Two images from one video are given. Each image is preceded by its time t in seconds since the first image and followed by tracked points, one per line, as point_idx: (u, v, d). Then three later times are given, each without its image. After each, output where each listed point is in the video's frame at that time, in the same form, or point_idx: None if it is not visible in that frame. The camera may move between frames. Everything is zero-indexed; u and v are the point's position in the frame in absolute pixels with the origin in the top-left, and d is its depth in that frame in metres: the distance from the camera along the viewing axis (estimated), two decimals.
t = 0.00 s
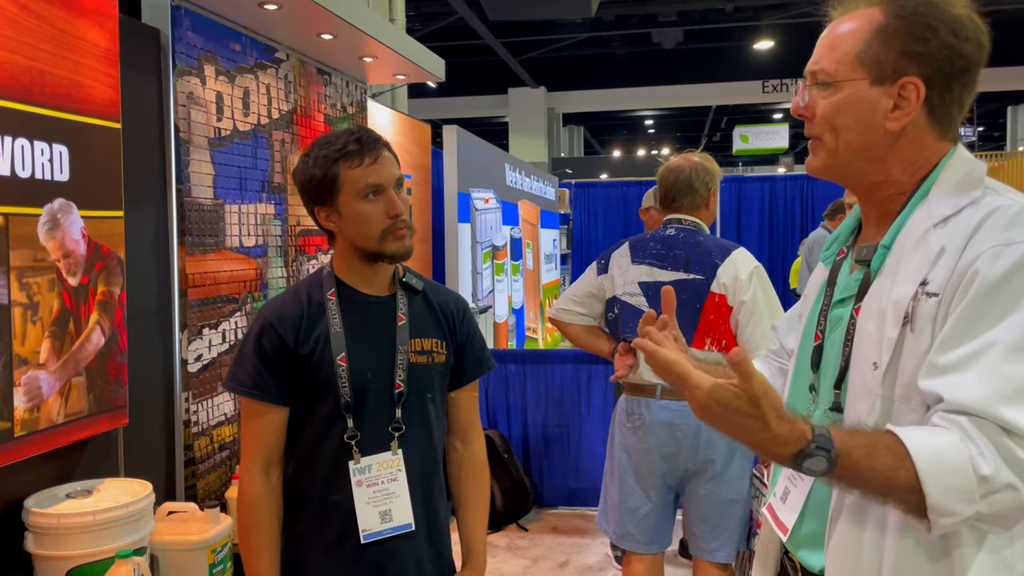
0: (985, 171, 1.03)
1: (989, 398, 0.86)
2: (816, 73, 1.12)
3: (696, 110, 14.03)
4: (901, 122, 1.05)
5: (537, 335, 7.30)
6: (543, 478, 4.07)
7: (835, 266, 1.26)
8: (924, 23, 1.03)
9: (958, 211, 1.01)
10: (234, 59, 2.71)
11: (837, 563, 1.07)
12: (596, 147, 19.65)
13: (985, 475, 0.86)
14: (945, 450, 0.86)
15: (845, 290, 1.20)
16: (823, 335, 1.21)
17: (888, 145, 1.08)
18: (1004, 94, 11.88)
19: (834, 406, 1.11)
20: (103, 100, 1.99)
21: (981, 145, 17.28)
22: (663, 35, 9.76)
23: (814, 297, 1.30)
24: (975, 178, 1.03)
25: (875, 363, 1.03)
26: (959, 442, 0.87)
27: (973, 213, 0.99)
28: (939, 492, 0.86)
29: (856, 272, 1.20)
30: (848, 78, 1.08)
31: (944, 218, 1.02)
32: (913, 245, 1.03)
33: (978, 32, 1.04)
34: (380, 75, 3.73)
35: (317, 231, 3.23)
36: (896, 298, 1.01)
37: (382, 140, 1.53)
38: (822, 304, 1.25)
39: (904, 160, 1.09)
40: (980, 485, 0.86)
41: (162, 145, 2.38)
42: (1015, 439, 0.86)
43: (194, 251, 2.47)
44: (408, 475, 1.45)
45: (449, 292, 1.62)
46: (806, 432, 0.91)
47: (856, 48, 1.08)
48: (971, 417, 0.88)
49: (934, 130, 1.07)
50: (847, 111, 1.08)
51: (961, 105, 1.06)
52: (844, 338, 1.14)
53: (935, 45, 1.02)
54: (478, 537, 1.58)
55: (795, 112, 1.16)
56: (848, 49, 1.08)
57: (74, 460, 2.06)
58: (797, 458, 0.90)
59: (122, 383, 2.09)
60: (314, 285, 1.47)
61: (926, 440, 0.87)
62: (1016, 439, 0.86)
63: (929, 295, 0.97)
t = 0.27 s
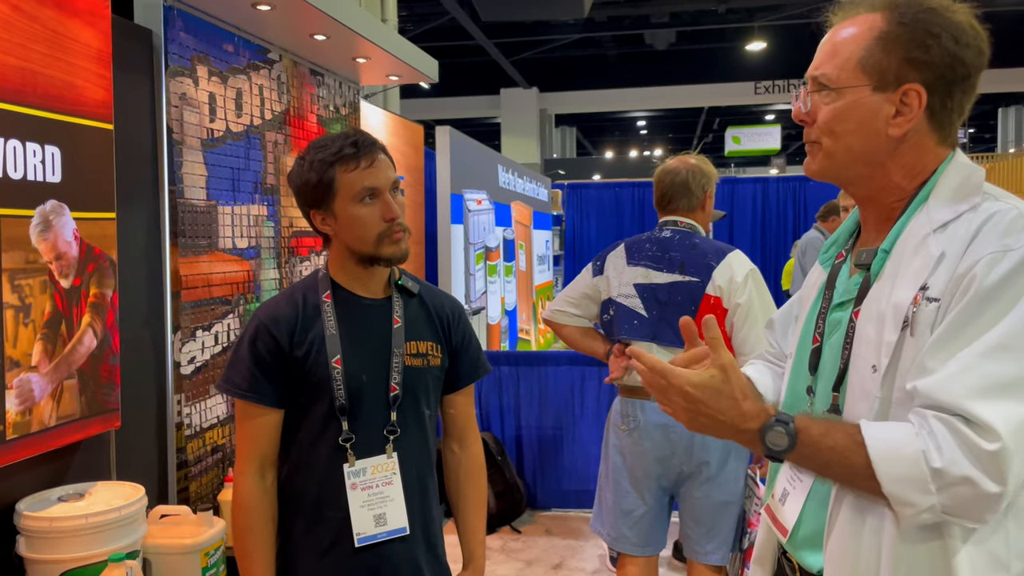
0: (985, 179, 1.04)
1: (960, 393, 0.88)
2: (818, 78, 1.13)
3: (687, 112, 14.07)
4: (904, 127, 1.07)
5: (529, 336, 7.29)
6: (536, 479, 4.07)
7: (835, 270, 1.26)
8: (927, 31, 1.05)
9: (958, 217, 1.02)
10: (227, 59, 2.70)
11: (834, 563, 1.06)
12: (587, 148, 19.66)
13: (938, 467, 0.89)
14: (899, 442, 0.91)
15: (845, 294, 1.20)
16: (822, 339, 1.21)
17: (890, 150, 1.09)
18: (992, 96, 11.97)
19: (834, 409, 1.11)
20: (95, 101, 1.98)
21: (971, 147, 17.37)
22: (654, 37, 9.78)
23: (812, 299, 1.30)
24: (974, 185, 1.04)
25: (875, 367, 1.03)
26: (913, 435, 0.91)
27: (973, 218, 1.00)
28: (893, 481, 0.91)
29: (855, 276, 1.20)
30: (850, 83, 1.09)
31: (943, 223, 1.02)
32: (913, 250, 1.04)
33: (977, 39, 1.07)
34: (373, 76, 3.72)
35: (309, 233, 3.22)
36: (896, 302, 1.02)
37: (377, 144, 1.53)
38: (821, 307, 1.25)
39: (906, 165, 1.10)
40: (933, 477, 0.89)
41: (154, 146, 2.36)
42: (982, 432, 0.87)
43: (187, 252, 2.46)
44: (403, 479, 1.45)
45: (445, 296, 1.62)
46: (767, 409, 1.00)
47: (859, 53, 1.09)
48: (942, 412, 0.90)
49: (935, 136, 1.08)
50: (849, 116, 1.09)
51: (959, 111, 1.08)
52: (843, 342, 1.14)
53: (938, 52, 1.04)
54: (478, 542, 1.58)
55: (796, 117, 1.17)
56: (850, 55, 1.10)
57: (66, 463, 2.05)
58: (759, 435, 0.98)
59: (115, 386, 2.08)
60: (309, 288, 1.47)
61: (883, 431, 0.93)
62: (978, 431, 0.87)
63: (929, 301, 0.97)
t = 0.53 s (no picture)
0: (976, 176, 1.05)
1: (930, 376, 0.90)
2: (820, 76, 1.13)
3: (683, 112, 14.10)
4: (903, 128, 1.08)
5: (526, 337, 7.30)
6: (534, 480, 4.07)
7: (832, 269, 1.27)
8: (928, 32, 1.06)
9: (950, 214, 1.02)
10: (225, 61, 2.70)
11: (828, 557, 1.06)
12: (584, 149, 19.66)
13: (897, 453, 0.93)
14: (866, 430, 0.96)
15: (841, 293, 1.20)
16: (818, 338, 1.21)
17: (890, 150, 1.10)
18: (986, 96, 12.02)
19: (829, 406, 1.11)
20: (94, 103, 1.98)
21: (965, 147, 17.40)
22: (650, 38, 9.80)
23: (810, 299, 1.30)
24: (967, 182, 1.05)
25: (867, 362, 1.04)
26: (880, 423, 0.96)
27: (962, 214, 1.01)
28: (861, 469, 0.96)
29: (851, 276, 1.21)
30: (850, 83, 1.10)
31: (936, 221, 1.03)
32: (905, 247, 1.05)
33: (977, 43, 1.08)
34: (370, 77, 3.73)
35: (307, 234, 3.22)
36: (887, 299, 1.03)
37: (378, 145, 1.53)
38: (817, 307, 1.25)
39: (903, 165, 1.11)
40: (895, 464, 0.94)
41: (153, 148, 2.37)
42: (944, 414, 0.89)
43: (185, 253, 2.46)
44: (404, 478, 1.45)
45: (444, 297, 1.63)
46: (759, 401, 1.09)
47: (861, 53, 1.10)
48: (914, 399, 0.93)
49: (934, 137, 1.09)
50: (849, 115, 1.10)
51: (958, 114, 1.09)
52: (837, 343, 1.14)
53: (940, 54, 1.05)
54: (475, 543, 1.58)
55: (795, 113, 1.18)
56: (852, 54, 1.10)
57: (66, 465, 2.05)
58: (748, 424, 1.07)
59: (114, 387, 2.08)
60: (310, 288, 1.48)
61: (855, 420, 0.98)
62: (943, 413, 0.89)
63: (921, 297, 0.98)
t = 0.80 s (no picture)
0: (968, 170, 1.05)
1: (914, 366, 0.91)
2: (813, 69, 1.14)
3: (685, 113, 14.10)
4: (891, 118, 1.08)
5: (529, 338, 7.30)
6: (537, 480, 4.07)
7: (827, 266, 1.26)
8: (917, 25, 1.06)
9: (941, 209, 1.02)
10: (227, 63, 2.71)
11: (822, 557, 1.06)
12: (585, 151, 19.67)
13: (884, 441, 0.93)
14: (855, 418, 0.96)
15: (834, 290, 1.20)
16: (813, 336, 1.21)
17: (878, 140, 1.10)
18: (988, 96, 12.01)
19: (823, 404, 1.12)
20: (97, 105, 1.99)
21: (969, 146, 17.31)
22: (651, 38, 9.81)
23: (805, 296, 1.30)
24: (958, 177, 1.04)
25: (858, 357, 1.05)
26: (868, 412, 0.96)
27: (951, 209, 1.00)
28: (848, 455, 0.96)
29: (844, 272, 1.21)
30: (838, 74, 1.11)
31: (926, 216, 1.03)
32: (895, 242, 1.05)
33: (969, 39, 1.08)
34: (371, 79, 3.74)
35: (309, 236, 3.23)
36: (877, 294, 1.04)
37: (379, 146, 1.54)
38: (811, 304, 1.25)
39: (892, 159, 1.11)
40: (882, 451, 0.93)
41: (156, 150, 2.38)
42: (930, 403, 0.89)
43: (187, 256, 2.47)
44: (406, 477, 1.46)
45: (446, 296, 1.64)
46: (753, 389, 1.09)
47: (850, 46, 1.11)
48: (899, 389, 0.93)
49: (923, 130, 1.09)
50: (838, 106, 1.11)
51: (949, 111, 1.09)
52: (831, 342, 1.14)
53: (927, 46, 1.06)
54: (479, 543, 1.59)
55: (788, 106, 1.18)
56: (843, 47, 1.11)
57: (69, 466, 2.06)
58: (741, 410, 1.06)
59: (117, 389, 2.08)
60: (312, 288, 1.48)
61: (844, 409, 0.98)
62: (929, 402, 0.89)
63: (910, 291, 0.99)
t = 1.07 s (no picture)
0: (952, 163, 1.03)
1: (903, 361, 0.87)
2: (803, 62, 1.15)
3: (691, 113, 14.09)
4: (861, 104, 1.06)
5: (535, 339, 7.30)
6: (543, 481, 4.06)
7: (817, 264, 1.25)
8: (891, 12, 1.05)
9: (927, 203, 1.00)
10: (231, 65, 2.72)
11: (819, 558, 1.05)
12: (591, 152, 19.65)
13: (882, 430, 0.88)
14: (852, 406, 0.92)
15: (823, 287, 1.18)
16: (806, 332, 1.20)
17: (851, 128, 1.08)
18: (997, 94, 11.92)
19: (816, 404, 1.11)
20: (101, 108, 1.99)
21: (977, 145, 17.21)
22: (656, 39, 9.79)
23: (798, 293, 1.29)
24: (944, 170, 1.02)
25: (848, 355, 1.03)
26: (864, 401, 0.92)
27: (936, 202, 0.98)
28: (841, 442, 0.91)
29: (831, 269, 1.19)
30: (817, 66, 1.11)
31: (912, 210, 1.01)
32: (881, 236, 1.03)
33: (953, 27, 1.04)
34: (376, 81, 3.74)
35: (314, 237, 3.23)
36: (863, 289, 1.01)
37: (382, 145, 1.55)
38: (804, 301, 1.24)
39: (867, 146, 1.08)
40: (878, 441, 0.89)
41: (160, 152, 2.38)
42: (923, 397, 0.86)
43: (192, 257, 2.47)
44: (409, 477, 1.45)
45: (449, 296, 1.63)
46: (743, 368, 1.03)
47: (832, 36, 1.11)
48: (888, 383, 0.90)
49: (898, 118, 1.06)
50: (817, 95, 1.11)
51: (933, 103, 1.05)
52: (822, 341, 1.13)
53: (899, 32, 1.03)
54: (483, 543, 1.59)
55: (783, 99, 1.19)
56: (826, 38, 1.11)
57: (75, 468, 2.06)
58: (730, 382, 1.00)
59: (123, 390, 2.09)
60: (314, 288, 1.48)
61: (837, 397, 0.94)
62: (922, 397, 0.86)
63: (894, 286, 0.97)
